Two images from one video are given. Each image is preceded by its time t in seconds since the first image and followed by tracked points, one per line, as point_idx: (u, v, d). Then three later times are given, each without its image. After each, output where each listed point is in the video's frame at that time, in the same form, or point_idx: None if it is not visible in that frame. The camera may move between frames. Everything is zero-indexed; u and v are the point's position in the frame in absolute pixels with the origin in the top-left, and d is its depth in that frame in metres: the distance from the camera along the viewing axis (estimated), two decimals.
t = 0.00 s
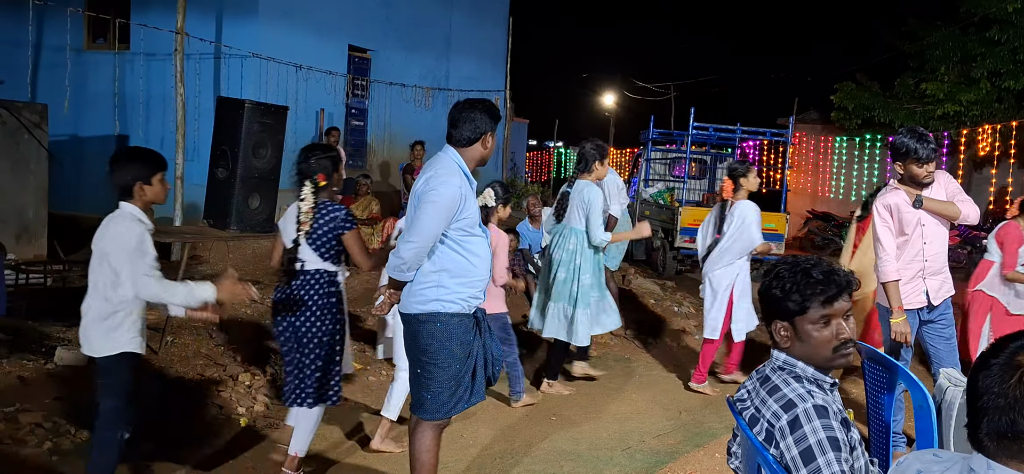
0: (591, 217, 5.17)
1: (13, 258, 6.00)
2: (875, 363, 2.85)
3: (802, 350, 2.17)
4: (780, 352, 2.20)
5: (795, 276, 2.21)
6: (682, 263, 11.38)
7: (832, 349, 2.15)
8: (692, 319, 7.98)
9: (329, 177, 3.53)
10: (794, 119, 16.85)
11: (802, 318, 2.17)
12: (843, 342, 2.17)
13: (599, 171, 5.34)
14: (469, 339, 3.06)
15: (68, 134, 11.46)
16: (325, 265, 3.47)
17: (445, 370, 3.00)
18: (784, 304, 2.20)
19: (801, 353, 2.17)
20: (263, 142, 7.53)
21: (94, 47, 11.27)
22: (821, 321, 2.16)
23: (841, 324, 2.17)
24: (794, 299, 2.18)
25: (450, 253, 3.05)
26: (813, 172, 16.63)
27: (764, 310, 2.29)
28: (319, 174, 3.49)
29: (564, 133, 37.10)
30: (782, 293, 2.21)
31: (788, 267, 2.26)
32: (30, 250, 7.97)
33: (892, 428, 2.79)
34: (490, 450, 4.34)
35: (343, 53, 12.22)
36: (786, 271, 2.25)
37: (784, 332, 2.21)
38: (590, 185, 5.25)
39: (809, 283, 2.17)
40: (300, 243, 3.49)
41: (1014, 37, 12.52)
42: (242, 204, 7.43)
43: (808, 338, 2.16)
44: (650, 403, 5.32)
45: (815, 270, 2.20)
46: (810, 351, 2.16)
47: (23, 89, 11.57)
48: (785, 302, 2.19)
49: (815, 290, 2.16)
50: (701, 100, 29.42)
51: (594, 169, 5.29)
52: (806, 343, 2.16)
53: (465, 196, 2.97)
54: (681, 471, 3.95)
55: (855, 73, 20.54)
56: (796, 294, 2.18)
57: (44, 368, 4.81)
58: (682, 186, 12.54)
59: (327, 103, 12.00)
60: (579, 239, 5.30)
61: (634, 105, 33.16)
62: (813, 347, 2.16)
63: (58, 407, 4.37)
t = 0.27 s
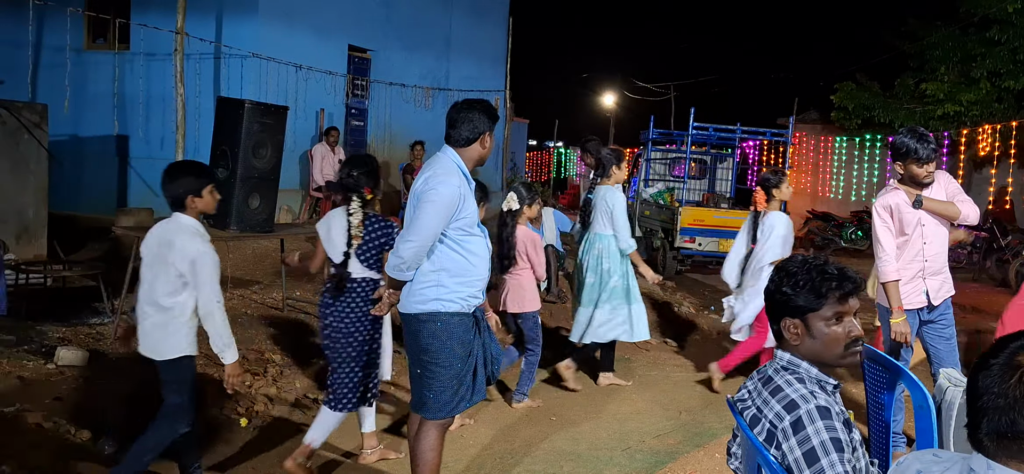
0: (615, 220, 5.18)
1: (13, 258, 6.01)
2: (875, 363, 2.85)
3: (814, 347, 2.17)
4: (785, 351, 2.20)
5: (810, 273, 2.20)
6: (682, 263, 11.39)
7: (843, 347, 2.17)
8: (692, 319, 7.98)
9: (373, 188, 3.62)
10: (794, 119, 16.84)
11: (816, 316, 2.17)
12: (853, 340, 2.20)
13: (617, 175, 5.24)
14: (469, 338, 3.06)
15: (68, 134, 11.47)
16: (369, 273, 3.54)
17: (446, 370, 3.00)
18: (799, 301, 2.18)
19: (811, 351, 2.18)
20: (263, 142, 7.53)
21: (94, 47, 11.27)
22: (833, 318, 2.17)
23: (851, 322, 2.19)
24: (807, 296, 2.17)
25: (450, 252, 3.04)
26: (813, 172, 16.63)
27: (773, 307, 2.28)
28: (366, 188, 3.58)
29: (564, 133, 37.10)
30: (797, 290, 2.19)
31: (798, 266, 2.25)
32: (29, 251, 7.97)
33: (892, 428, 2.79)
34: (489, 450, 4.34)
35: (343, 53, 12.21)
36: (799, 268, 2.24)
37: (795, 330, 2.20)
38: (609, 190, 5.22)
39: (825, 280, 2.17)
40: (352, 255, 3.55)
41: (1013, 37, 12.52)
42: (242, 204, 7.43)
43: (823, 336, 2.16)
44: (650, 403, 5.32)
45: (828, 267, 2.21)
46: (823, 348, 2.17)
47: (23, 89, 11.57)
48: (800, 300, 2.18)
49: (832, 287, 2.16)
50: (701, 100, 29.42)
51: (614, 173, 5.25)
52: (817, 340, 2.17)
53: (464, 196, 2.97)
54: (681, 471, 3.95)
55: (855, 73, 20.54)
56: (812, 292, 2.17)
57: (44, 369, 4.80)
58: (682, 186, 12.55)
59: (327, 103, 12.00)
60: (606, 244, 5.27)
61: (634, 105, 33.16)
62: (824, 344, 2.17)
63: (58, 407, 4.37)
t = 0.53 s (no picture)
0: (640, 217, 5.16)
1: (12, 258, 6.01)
2: (875, 363, 2.86)
3: (817, 346, 2.18)
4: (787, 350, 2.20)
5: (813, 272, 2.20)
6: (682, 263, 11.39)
7: (845, 345, 2.19)
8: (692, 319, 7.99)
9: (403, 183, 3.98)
10: (794, 119, 16.84)
11: (820, 315, 2.17)
12: (856, 338, 2.21)
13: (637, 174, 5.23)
14: (470, 338, 3.06)
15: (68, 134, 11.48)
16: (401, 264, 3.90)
17: (448, 369, 3.00)
18: (802, 300, 2.18)
19: (815, 349, 2.19)
20: (263, 142, 7.54)
21: (94, 47, 11.27)
22: (837, 317, 2.17)
23: (854, 321, 2.20)
24: (811, 295, 2.17)
25: (450, 252, 3.04)
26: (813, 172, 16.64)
27: (774, 305, 2.28)
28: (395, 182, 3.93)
29: (564, 133, 37.10)
30: (800, 288, 2.19)
31: (800, 266, 2.25)
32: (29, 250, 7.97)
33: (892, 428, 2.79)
34: (490, 450, 4.34)
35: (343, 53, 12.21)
36: (801, 266, 2.23)
37: (798, 328, 2.20)
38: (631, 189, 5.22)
39: (828, 279, 2.17)
40: (384, 246, 3.90)
41: (1013, 37, 12.52)
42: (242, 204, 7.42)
43: (826, 334, 2.17)
44: (650, 403, 5.32)
45: (830, 266, 2.21)
46: (826, 346, 2.18)
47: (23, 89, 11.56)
48: (803, 298, 2.17)
49: (836, 285, 2.17)
50: (701, 100, 29.43)
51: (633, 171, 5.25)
52: (820, 338, 2.17)
53: (465, 195, 2.97)
54: (681, 471, 3.95)
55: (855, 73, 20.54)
56: (815, 291, 2.17)
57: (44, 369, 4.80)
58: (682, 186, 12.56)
59: (327, 103, 12.00)
60: (633, 242, 5.27)
61: (634, 105, 33.16)
62: (828, 343, 2.17)
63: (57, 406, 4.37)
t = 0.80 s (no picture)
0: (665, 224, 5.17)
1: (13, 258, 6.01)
2: (875, 363, 2.86)
3: (819, 345, 2.18)
4: (789, 350, 2.20)
5: (816, 271, 2.20)
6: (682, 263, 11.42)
7: (847, 346, 2.19)
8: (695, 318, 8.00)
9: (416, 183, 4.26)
10: (795, 119, 16.84)
11: (822, 314, 2.17)
12: (858, 338, 2.21)
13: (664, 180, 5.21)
14: (470, 337, 3.06)
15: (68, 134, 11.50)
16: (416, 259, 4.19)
17: (450, 369, 2.99)
18: (804, 299, 2.17)
19: (816, 349, 2.18)
20: (263, 142, 7.53)
21: (94, 47, 11.28)
22: (838, 317, 2.18)
23: (855, 321, 2.21)
24: (813, 294, 2.17)
25: (451, 251, 3.04)
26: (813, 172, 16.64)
27: (774, 306, 2.27)
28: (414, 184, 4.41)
29: (564, 133, 37.11)
30: (802, 288, 2.19)
31: (800, 265, 2.25)
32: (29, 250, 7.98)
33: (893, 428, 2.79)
34: (490, 450, 4.34)
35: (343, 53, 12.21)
36: (802, 266, 2.23)
37: (799, 328, 2.19)
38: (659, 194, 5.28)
39: (830, 278, 2.18)
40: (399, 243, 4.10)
41: (1013, 37, 12.52)
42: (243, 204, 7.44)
43: (828, 334, 2.17)
44: (650, 403, 5.32)
45: (831, 266, 2.21)
46: (828, 346, 2.18)
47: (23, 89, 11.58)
48: (805, 298, 2.17)
49: (838, 285, 2.17)
50: (701, 100, 29.44)
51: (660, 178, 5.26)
52: (821, 339, 2.17)
53: (466, 195, 2.98)
54: (681, 471, 3.95)
55: (855, 73, 20.55)
56: (818, 291, 2.17)
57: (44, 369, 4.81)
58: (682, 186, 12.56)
59: (327, 103, 12.01)
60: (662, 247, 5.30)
61: (634, 105, 33.18)
62: (830, 343, 2.18)
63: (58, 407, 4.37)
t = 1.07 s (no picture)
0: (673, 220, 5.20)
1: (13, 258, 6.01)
2: (875, 363, 2.86)
3: (824, 346, 2.18)
4: (791, 349, 2.20)
5: (820, 272, 2.20)
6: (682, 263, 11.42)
7: (851, 347, 2.20)
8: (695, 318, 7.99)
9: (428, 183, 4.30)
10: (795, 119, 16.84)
11: (827, 314, 2.17)
12: (861, 339, 2.22)
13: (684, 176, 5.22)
14: (470, 338, 3.07)
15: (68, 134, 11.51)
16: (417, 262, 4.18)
17: (451, 370, 3.00)
18: (809, 299, 2.18)
19: (821, 349, 2.18)
20: (263, 142, 7.53)
21: (94, 47, 11.28)
22: (843, 317, 2.18)
23: (859, 320, 2.21)
24: (818, 295, 2.17)
25: (451, 251, 3.04)
26: (813, 172, 16.62)
27: (777, 307, 2.26)
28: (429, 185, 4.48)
29: (564, 133, 37.12)
30: (806, 288, 2.19)
31: (803, 266, 2.24)
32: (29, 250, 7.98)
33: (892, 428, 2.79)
34: (490, 450, 4.34)
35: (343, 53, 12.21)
36: (806, 266, 2.23)
37: (804, 328, 2.19)
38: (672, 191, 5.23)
39: (834, 278, 2.18)
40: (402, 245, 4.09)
41: (1013, 37, 12.52)
42: (243, 204, 7.44)
43: (833, 333, 2.17)
44: (650, 402, 5.32)
45: (836, 266, 2.22)
46: (832, 346, 2.18)
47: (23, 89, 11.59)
48: (810, 299, 2.17)
49: (844, 286, 2.18)
50: (701, 100, 29.44)
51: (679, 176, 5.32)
52: (825, 339, 2.17)
53: (467, 195, 2.98)
54: (681, 471, 3.95)
55: (855, 73, 20.55)
56: (824, 291, 2.17)
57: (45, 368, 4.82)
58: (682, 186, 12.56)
59: (327, 103, 12.01)
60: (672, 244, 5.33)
61: (634, 105, 33.17)
62: (834, 343, 2.18)
63: (59, 406, 4.37)
